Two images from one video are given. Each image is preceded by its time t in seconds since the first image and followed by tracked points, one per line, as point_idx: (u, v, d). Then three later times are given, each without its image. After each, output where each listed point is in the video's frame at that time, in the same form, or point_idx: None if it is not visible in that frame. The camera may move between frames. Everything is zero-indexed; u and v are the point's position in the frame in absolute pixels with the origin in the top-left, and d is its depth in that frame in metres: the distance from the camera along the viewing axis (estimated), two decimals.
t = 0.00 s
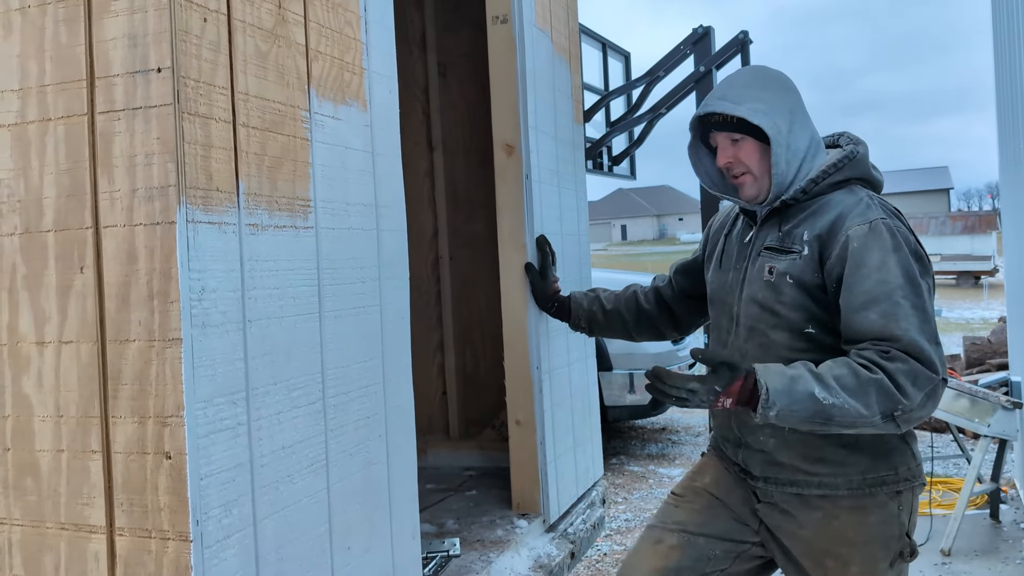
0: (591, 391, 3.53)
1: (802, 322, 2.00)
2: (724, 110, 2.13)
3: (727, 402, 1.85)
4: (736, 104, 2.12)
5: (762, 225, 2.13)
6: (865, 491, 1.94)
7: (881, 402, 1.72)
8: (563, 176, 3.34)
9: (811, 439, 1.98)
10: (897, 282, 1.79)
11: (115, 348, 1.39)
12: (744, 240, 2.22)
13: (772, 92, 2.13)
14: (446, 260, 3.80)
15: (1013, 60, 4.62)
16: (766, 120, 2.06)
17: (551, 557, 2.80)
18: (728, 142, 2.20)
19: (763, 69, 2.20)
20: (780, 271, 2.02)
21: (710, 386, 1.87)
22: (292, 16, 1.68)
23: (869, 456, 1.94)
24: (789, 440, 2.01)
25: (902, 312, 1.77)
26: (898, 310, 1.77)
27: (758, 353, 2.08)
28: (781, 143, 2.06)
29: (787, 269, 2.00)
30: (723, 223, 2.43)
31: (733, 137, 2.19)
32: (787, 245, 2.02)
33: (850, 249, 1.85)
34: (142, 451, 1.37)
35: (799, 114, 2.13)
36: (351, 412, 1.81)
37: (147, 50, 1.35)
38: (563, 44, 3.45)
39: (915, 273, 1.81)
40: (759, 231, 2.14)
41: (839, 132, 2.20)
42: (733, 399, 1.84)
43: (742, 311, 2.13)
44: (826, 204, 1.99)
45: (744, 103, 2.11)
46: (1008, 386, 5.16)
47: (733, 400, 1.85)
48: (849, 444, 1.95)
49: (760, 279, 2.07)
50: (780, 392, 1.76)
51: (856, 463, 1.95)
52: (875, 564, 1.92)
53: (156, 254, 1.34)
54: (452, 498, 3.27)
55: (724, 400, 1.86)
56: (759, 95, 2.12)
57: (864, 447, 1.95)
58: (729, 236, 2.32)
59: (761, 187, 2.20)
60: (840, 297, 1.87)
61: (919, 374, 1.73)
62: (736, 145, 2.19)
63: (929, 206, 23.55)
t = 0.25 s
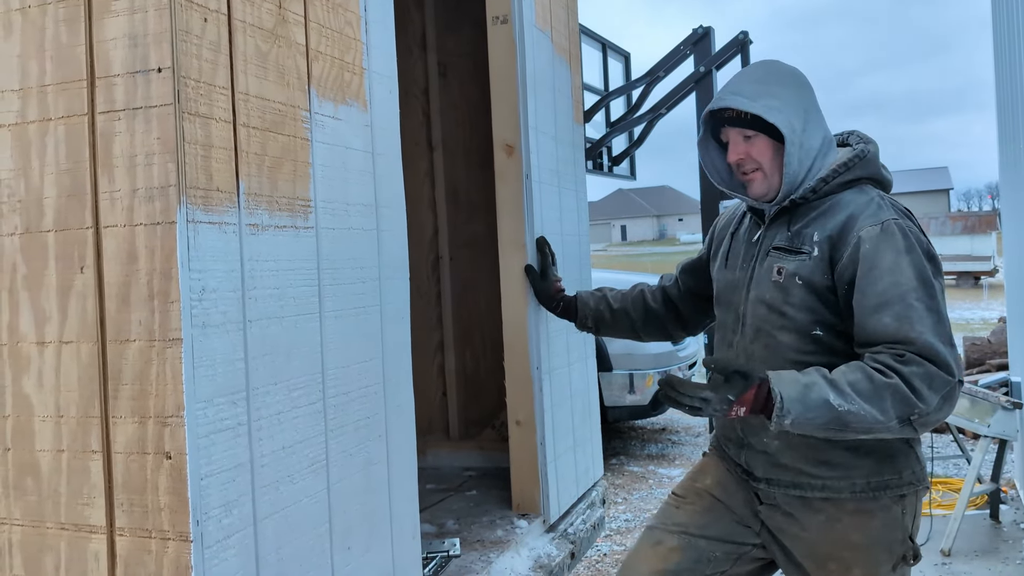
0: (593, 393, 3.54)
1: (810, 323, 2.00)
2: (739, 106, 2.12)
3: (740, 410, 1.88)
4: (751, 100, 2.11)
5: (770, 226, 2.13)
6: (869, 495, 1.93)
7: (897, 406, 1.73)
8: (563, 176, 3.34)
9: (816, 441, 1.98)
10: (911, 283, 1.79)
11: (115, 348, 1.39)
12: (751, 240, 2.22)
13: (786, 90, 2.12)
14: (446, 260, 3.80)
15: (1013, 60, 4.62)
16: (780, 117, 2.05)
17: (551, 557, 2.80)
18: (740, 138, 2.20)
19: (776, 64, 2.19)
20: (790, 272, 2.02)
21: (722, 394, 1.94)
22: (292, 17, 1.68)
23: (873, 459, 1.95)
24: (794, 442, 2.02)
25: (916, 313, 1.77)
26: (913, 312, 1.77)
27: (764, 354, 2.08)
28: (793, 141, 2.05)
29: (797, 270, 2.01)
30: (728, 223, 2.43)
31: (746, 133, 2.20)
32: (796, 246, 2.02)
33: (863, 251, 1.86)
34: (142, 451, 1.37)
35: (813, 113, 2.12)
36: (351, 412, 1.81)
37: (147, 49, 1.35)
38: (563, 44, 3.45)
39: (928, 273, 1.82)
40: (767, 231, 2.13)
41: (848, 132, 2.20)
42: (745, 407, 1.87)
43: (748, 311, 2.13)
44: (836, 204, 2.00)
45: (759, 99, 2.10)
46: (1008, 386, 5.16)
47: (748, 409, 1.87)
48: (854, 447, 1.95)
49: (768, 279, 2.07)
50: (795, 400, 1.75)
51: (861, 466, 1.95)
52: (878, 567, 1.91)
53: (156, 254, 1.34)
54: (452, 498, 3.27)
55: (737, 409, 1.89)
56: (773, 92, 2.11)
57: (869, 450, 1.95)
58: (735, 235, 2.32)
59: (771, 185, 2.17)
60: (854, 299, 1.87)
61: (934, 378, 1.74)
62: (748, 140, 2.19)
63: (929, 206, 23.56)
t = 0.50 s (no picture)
0: (591, 397, 3.55)
1: (835, 322, 1.81)
2: (777, 88, 1.94)
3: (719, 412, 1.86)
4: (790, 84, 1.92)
5: (790, 214, 1.93)
6: (873, 498, 1.81)
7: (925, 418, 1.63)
8: (562, 179, 3.36)
9: (824, 442, 1.82)
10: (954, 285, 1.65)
11: (114, 349, 1.40)
12: (764, 227, 1.99)
13: (826, 77, 1.93)
14: (444, 263, 3.81)
15: (1010, 62, 4.62)
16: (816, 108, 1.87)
17: (549, 558, 2.80)
18: (772, 122, 1.98)
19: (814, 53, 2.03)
20: (818, 268, 1.83)
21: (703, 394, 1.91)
22: (290, 20, 1.69)
23: (880, 462, 1.81)
24: (803, 443, 1.83)
25: (958, 318, 1.62)
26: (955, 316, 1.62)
27: (780, 352, 1.87)
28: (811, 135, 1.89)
29: (826, 265, 1.82)
30: (729, 200, 2.18)
31: (779, 117, 1.97)
32: (825, 239, 1.84)
33: (902, 249, 1.71)
34: (140, 451, 1.38)
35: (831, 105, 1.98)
36: (348, 413, 1.82)
37: (145, 53, 1.37)
38: (561, 47, 3.47)
39: (967, 275, 1.68)
40: (784, 221, 1.94)
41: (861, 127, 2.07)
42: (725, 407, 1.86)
43: (763, 305, 1.91)
44: (870, 199, 1.83)
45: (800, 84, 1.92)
46: (1006, 389, 5.14)
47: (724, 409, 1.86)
48: (861, 446, 1.81)
49: (792, 273, 1.87)
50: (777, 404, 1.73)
51: (866, 468, 1.80)
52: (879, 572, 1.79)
53: (154, 255, 1.35)
54: (450, 500, 3.27)
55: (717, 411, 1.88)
56: (814, 77, 1.92)
57: (876, 450, 1.81)
58: (742, 220, 2.07)
59: (798, 177, 1.97)
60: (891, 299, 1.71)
61: (987, 439, 1.57)
62: (781, 126, 1.96)
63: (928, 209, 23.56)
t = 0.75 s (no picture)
0: (592, 399, 3.54)
1: (837, 323, 1.82)
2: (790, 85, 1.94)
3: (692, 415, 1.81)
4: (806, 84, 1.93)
5: (792, 217, 1.93)
6: (875, 499, 1.81)
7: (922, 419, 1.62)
8: (563, 180, 3.37)
9: (829, 444, 1.82)
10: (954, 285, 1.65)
11: (117, 351, 1.40)
12: (765, 230, 2.00)
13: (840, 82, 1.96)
14: (445, 264, 3.81)
15: (1011, 64, 4.63)
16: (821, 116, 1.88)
17: (550, 559, 2.80)
18: (785, 118, 1.99)
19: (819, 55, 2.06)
20: (820, 269, 1.83)
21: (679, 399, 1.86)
22: (292, 23, 1.69)
23: (884, 464, 1.81)
24: (807, 444, 1.84)
25: (959, 316, 1.62)
26: (954, 315, 1.62)
27: (782, 353, 1.87)
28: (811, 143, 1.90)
29: (829, 266, 1.83)
30: (731, 204, 2.18)
31: (792, 115, 1.98)
32: (827, 240, 1.84)
33: (902, 250, 1.72)
34: (143, 452, 1.38)
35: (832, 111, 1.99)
36: (351, 415, 1.82)
37: (149, 56, 1.37)
38: (562, 49, 3.47)
39: (967, 276, 1.69)
40: (785, 223, 1.94)
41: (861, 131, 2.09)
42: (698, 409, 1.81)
43: (765, 306, 1.92)
44: (872, 201, 1.84)
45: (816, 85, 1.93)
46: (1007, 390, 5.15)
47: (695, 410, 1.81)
48: (866, 447, 1.81)
49: (794, 275, 1.87)
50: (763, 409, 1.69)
51: (869, 469, 1.81)
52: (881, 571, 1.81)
53: (158, 257, 1.36)
54: (451, 501, 3.28)
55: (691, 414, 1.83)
56: (825, 76, 1.95)
57: (880, 452, 1.81)
58: (743, 223, 2.07)
59: (803, 177, 2.00)
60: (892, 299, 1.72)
61: (987, 438, 1.56)
62: (793, 124, 1.98)
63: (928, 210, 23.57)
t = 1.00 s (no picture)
0: (591, 400, 3.55)
1: (839, 323, 1.82)
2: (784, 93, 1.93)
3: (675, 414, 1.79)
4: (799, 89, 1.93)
5: (793, 220, 1.94)
6: (880, 498, 1.81)
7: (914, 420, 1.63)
8: (563, 181, 3.37)
9: (834, 445, 1.82)
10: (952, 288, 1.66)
11: (117, 352, 1.40)
12: (766, 233, 2.01)
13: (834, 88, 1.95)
14: (445, 266, 3.81)
15: (1010, 66, 4.63)
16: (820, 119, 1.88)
17: (550, 560, 2.80)
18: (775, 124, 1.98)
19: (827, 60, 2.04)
20: (822, 270, 1.84)
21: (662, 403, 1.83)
22: (292, 24, 1.70)
23: (887, 463, 1.81)
24: (812, 444, 1.84)
25: (955, 319, 1.63)
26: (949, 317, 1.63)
27: (785, 354, 1.87)
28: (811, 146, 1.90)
29: (830, 268, 1.83)
30: (732, 208, 2.19)
31: (785, 120, 1.98)
32: (829, 243, 1.85)
33: (901, 252, 1.72)
34: (142, 454, 1.38)
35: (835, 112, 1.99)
36: (350, 416, 1.82)
37: (149, 57, 1.38)
38: (562, 51, 3.48)
39: (966, 279, 1.69)
40: (787, 225, 1.94)
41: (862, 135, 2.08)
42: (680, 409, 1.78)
43: (767, 308, 1.92)
44: (872, 204, 1.85)
45: (809, 91, 1.92)
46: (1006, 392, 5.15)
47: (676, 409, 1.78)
48: (870, 447, 1.81)
49: (795, 276, 1.88)
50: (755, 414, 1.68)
51: (874, 468, 1.81)
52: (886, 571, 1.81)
53: (158, 258, 1.36)
54: (451, 502, 3.28)
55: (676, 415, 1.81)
56: (822, 84, 1.94)
57: (884, 452, 1.81)
58: (744, 227, 2.08)
59: (798, 182, 1.97)
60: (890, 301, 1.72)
61: (977, 441, 1.58)
62: (786, 129, 1.97)
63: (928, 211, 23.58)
